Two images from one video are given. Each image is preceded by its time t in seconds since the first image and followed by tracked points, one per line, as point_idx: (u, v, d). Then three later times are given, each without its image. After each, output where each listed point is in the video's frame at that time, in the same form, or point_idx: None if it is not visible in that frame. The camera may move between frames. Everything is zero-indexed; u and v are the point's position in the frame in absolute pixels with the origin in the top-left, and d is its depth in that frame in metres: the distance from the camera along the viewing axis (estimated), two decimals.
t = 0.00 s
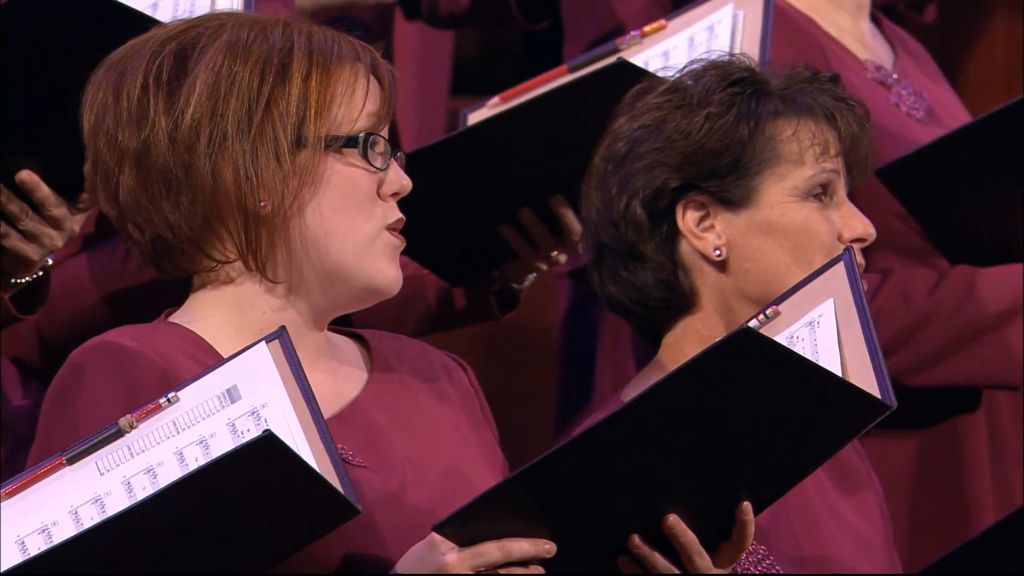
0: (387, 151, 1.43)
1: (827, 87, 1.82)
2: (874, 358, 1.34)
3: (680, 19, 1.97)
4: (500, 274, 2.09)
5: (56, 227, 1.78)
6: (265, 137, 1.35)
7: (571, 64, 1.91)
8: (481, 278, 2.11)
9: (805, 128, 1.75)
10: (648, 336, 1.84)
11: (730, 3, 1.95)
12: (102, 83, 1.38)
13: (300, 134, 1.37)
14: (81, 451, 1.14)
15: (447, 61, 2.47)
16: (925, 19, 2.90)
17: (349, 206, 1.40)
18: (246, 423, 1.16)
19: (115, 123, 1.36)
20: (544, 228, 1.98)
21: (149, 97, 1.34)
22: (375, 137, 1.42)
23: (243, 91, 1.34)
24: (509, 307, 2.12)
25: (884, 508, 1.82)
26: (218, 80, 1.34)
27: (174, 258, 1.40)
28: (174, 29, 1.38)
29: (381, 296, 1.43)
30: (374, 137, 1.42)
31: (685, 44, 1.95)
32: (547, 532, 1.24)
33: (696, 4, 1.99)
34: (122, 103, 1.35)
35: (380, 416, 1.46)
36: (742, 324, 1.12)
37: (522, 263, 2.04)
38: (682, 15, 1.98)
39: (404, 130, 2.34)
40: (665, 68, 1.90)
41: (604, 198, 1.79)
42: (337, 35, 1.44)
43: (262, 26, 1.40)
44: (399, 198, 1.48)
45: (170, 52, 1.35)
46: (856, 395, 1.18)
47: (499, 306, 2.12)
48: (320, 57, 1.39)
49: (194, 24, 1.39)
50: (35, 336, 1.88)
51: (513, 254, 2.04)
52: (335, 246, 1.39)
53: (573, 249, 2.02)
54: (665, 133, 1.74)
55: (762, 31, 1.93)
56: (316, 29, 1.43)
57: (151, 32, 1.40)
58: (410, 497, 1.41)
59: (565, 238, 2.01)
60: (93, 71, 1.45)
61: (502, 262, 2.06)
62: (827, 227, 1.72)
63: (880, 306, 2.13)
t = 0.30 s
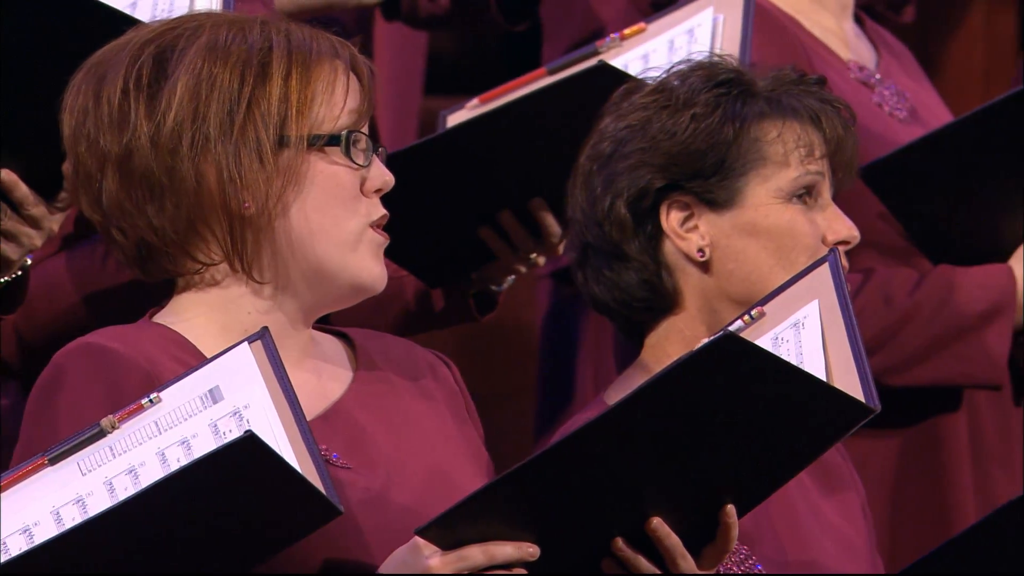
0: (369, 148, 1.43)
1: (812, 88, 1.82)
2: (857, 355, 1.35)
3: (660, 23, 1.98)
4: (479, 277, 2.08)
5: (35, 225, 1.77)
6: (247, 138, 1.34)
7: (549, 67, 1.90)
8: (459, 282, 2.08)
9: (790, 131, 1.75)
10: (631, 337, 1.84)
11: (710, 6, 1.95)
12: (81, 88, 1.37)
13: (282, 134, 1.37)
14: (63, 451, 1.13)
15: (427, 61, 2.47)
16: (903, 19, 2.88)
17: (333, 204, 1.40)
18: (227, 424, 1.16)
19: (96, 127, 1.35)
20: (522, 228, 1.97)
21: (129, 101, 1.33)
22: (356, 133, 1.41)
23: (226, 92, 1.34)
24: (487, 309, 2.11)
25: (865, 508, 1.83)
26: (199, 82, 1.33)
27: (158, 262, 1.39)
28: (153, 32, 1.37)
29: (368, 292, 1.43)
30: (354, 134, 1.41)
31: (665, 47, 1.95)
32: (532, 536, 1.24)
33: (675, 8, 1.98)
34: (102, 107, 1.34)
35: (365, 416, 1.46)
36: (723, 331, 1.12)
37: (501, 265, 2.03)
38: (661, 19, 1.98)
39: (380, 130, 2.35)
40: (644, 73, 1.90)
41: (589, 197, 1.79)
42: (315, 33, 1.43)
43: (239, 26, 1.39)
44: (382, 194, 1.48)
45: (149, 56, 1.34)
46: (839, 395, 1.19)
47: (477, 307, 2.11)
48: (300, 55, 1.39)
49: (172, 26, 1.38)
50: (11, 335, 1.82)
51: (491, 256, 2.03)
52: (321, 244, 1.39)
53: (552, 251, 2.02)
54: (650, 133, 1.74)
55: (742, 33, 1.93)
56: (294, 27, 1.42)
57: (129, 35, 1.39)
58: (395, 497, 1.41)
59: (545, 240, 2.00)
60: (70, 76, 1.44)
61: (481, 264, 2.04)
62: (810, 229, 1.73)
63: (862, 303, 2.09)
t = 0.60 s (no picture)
0: (345, 139, 1.42)
1: (792, 89, 1.83)
2: (839, 359, 1.35)
3: (638, 22, 1.97)
4: (457, 275, 2.08)
5: (12, 225, 1.85)
6: (225, 141, 1.34)
7: (528, 67, 1.90)
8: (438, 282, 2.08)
9: (772, 133, 1.76)
10: (612, 338, 1.84)
11: (688, 6, 1.95)
12: (55, 99, 1.36)
13: (259, 134, 1.36)
14: (42, 451, 1.13)
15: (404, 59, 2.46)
16: (879, 18, 2.90)
17: (314, 199, 1.39)
18: (208, 423, 1.17)
19: (72, 137, 1.34)
20: (501, 228, 1.98)
21: (104, 111, 1.33)
22: (333, 126, 1.40)
23: (200, 95, 1.34)
24: (466, 308, 2.11)
25: (847, 509, 1.83)
26: (172, 88, 1.33)
27: (141, 268, 1.39)
28: (124, 39, 1.36)
29: (355, 279, 1.43)
30: (330, 126, 1.40)
31: (643, 46, 1.95)
32: (512, 537, 1.24)
33: (652, 7, 1.98)
34: (77, 117, 1.34)
35: (347, 416, 1.45)
36: (702, 332, 1.13)
37: (479, 264, 2.03)
38: (640, 18, 1.97)
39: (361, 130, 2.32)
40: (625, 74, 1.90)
41: (571, 198, 1.79)
42: (285, 28, 1.42)
43: (209, 27, 1.38)
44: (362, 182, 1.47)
45: (121, 65, 1.34)
46: (822, 399, 1.19)
47: (457, 307, 2.10)
48: (271, 51, 1.38)
49: (142, 33, 1.37)
50: None
51: (469, 254, 2.02)
52: (304, 240, 1.38)
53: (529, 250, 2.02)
54: (632, 135, 1.74)
55: (720, 31, 1.94)
56: (263, 24, 1.41)
57: (100, 42, 1.38)
58: (377, 497, 1.40)
59: (524, 241, 2.00)
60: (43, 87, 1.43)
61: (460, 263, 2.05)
62: (791, 231, 1.73)
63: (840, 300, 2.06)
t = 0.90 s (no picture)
0: (316, 136, 1.41)
1: (768, 88, 1.83)
2: (816, 358, 1.36)
3: (616, 22, 1.97)
4: (434, 277, 2.07)
5: None
6: (192, 146, 1.32)
7: (506, 67, 1.90)
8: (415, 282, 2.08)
9: (749, 133, 1.76)
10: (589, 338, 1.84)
11: (666, 5, 1.95)
12: (21, 111, 1.34)
13: (227, 136, 1.34)
14: (17, 450, 1.13)
15: (380, 57, 2.46)
16: (854, 17, 2.91)
17: (285, 201, 1.39)
18: (184, 421, 1.17)
19: (40, 149, 1.32)
20: (480, 229, 1.97)
21: (72, 123, 1.31)
22: (304, 126, 1.39)
23: (169, 100, 1.32)
24: (444, 308, 2.09)
25: (826, 508, 1.84)
26: (141, 97, 1.31)
27: (117, 276, 1.38)
28: (88, 48, 1.34)
29: (332, 277, 1.44)
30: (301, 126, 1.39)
31: (621, 46, 1.94)
32: (488, 537, 1.23)
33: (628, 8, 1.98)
34: (44, 129, 1.32)
35: (325, 416, 1.44)
36: (675, 332, 1.12)
37: (456, 264, 2.02)
38: (616, 19, 1.97)
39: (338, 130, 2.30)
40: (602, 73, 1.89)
41: (549, 200, 1.78)
42: (248, 26, 1.41)
43: (173, 30, 1.36)
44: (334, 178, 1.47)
45: (87, 76, 1.32)
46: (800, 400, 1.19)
47: (434, 306, 2.09)
48: (236, 50, 1.36)
49: (107, 39, 1.35)
50: None
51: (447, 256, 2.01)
52: (278, 242, 1.38)
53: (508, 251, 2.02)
54: (609, 137, 1.74)
55: (697, 31, 1.94)
56: (228, 23, 1.40)
57: (64, 51, 1.36)
58: (355, 498, 1.39)
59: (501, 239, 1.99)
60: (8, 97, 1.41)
61: (437, 263, 2.03)
62: (769, 231, 1.73)
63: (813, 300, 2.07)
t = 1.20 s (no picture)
0: (282, 141, 1.40)
1: (745, 89, 1.84)
2: (791, 360, 1.37)
3: (593, 21, 1.96)
4: (413, 276, 2.07)
5: None
6: (146, 153, 1.31)
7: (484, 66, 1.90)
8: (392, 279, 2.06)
9: (727, 134, 1.76)
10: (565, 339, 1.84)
11: (642, 5, 1.95)
12: None
13: (185, 142, 1.33)
14: None
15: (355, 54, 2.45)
16: (826, 17, 2.92)
17: (243, 211, 1.37)
18: (159, 421, 1.17)
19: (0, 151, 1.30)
20: (458, 229, 1.97)
21: (30, 124, 1.30)
22: (267, 131, 1.38)
23: (128, 101, 1.31)
24: (421, 306, 2.10)
25: (799, 508, 1.84)
26: (98, 100, 1.30)
27: (81, 278, 1.36)
28: (53, 48, 1.33)
29: (290, 293, 1.42)
30: (265, 131, 1.39)
31: (598, 46, 1.94)
32: (463, 537, 1.23)
33: (607, 6, 1.98)
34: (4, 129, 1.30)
35: (300, 416, 1.44)
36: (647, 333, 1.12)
37: (435, 264, 2.02)
38: (591, 19, 1.96)
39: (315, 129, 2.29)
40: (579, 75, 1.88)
41: (527, 201, 1.78)
42: (216, 27, 1.40)
43: (139, 31, 1.35)
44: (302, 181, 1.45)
45: (48, 77, 1.31)
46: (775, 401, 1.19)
47: (412, 305, 2.09)
48: (200, 52, 1.36)
49: (72, 40, 1.34)
50: None
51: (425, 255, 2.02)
52: (237, 250, 1.37)
53: (484, 250, 2.03)
54: (588, 139, 1.73)
55: (675, 30, 1.95)
56: (195, 24, 1.39)
57: (30, 51, 1.35)
58: (331, 498, 1.39)
59: (478, 239, 2.01)
60: None
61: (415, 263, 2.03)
62: (746, 234, 1.74)
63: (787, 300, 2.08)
